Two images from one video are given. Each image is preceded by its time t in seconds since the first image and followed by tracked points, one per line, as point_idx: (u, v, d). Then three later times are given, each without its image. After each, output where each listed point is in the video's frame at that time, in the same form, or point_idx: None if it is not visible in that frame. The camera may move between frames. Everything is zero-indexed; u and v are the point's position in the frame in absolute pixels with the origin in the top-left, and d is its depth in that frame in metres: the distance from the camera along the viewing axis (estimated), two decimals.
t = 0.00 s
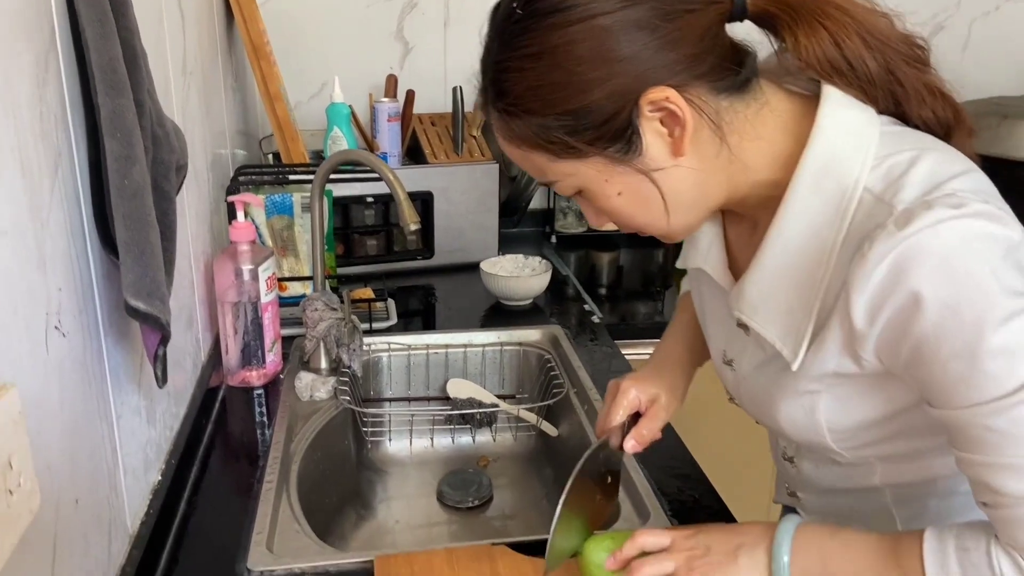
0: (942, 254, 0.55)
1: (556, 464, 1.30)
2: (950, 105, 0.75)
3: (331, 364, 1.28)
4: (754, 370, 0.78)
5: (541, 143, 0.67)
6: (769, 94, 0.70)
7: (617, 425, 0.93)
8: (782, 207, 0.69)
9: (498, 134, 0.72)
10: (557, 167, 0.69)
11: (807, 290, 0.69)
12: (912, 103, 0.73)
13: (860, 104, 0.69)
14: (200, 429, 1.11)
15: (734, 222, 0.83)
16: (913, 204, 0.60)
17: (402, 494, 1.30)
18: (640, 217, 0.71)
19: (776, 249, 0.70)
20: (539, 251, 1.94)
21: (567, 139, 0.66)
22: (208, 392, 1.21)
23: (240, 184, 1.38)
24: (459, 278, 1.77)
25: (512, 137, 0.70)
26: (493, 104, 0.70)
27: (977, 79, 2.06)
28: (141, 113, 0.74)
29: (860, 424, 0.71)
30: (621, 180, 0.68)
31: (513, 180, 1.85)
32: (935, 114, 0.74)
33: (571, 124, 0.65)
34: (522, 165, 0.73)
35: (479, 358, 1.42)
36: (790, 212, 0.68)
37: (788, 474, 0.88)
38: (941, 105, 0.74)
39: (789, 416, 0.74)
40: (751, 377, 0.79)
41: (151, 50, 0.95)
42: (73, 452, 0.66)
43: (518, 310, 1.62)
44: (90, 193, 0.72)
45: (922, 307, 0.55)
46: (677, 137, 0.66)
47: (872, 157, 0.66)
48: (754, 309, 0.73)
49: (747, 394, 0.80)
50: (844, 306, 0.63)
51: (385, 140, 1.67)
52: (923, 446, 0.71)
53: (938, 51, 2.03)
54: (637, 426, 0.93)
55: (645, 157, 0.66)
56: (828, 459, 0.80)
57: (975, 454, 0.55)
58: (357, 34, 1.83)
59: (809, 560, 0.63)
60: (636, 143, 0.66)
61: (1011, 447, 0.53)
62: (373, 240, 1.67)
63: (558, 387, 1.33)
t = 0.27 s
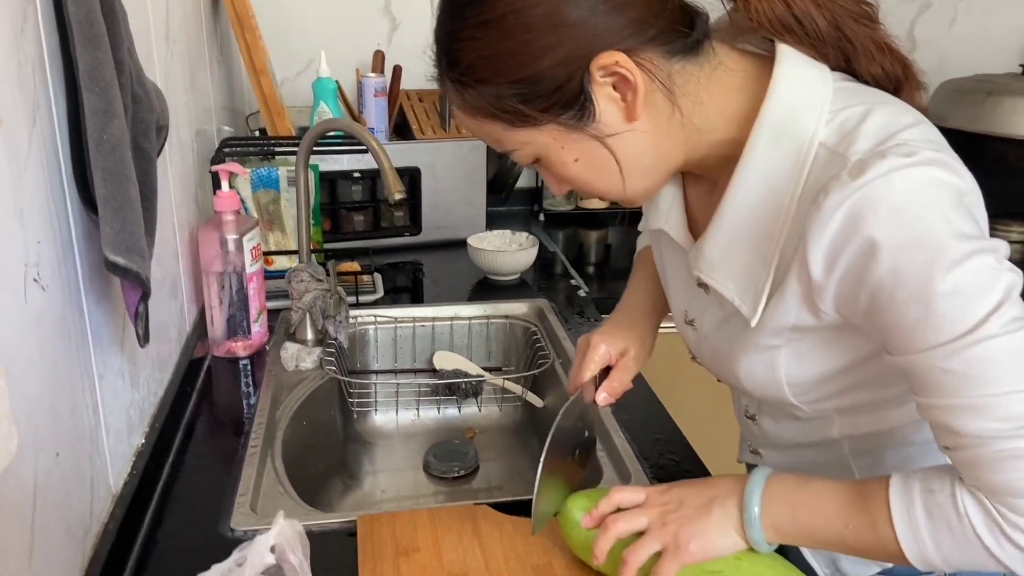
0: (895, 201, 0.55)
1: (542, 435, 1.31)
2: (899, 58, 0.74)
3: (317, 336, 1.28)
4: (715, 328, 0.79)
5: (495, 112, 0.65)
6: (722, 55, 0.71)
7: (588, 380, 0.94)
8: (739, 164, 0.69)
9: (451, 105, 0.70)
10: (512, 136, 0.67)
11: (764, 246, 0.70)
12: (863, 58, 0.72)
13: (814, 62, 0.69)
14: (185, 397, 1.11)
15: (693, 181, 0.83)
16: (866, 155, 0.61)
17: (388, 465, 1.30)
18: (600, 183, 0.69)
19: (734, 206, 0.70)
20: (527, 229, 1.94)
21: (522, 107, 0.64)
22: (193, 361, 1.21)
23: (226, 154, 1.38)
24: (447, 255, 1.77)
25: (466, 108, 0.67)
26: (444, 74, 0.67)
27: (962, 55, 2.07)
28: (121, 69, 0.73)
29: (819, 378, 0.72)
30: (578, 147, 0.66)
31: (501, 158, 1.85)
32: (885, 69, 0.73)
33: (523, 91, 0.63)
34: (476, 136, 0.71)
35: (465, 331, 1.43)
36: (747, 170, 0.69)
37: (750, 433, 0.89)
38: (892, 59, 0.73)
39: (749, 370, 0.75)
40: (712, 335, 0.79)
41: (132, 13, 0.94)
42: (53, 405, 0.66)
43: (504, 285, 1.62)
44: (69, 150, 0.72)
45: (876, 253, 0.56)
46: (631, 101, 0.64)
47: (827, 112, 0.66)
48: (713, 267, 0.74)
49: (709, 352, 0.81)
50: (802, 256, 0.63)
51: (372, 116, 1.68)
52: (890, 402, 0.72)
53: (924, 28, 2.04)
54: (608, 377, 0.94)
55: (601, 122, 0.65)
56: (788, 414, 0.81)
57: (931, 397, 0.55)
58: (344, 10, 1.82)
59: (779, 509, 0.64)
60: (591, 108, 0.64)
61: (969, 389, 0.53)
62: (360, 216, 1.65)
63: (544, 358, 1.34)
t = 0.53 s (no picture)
0: (859, 175, 0.56)
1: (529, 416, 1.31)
2: (863, 36, 0.75)
3: (303, 319, 1.28)
4: (686, 306, 0.80)
5: (461, 98, 0.65)
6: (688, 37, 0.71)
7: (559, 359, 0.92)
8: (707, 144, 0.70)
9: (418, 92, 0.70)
10: (479, 121, 0.67)
11: (732, 224, 0.70)
12: (825, 36, 0.73)
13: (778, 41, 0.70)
14: (172, 377, 1.11)
15: (663, 160, 0.84)
16: (831, 130, 0.61)
17: (375, 447, 1.31)
18: (567, 166, 0.70)
19: (702, 185, 0.71)
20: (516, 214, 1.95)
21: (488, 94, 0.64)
22: (180, 342, 1.21)
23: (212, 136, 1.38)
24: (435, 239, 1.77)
25: (432, 94, 0.68)
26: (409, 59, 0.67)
27: (948, 42, 2.08)
28: (102, 45, 0.73)
29: (786, 353, 0.73)
30: (545, 130, 0.67)
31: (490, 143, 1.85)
32: (847, 46, 0.74)
33: (489, 77, 0.63)
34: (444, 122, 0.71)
35: (452, 314, 1.43)
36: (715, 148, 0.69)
37: (721, 410, 0.90)
38: (855, 37, 0.74)
39: (720, 346, 0.76)
40: (684, 313, 0.80)
41: None
42: (36, 380, 0.67)
43: (492, 269, 1.63)
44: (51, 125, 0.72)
45: (840, 227, 0.56)
46: (596, 85, 0.65)
47: (792, 90, 0.67)
48: (682, 246, 0.74)
49: (681, 330, 0.82)
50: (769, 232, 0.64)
51: (361, 100, 1.68)
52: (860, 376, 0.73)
53: (910, 14, 2.05)
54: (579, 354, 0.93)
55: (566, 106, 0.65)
56: (759, 390, 0.82)
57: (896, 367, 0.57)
58: None
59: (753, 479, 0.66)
60: (557, 92, 0.65)
61: (932, 359, 0.54)
62: (348, 200, 1.65)
63: (530, 340, 1.35)
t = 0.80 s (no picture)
0: (857, 154, 0.57)
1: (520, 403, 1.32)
2: (856, 19, 0.76)
3: (297, 306, 1.29)
4: (681, 286, 0.80)
5: (462, 70, 0.66)
6: (690, 12, 0.71)
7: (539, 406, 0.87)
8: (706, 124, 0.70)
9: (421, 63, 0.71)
10: (479, 94, 0.68)
11: (731, 202, 0.71)
12: (820, 18, 0.74)
13: (779, 20, 0.71)
14: (165, 364, 1.12)
15: (661, 139, 0.84)
16: (830, 109, 0.62)
17: (369, 434, 1.31)
18: (566, 141, 0.71)
19: (700, 163, 0.71)
20: (508, 203, 1.95)
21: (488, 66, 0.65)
22: (173, 330, 1.21)
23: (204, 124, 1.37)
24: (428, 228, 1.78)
25: (435, 66, 0.69)
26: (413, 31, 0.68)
27: (940, 31, 2.09)
28: (94, 31, 0.74)
29: (780, 333, 0.74)
30: (544, 104, 0.68)
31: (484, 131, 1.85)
32: (842, 28, 0.74)
33: (489, 49, 0.64)
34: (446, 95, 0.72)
35: (445, 302, 1.44)
36: (714, 127, 0.69)
37: (711, 393, 0.91)
38: (848, 20, 0.75)
39: (713, 325, 0.77)
40: (678, 293, 0.81)
41: None
42: (30, 364, 0.67)
43: (485, 258, 1.63)
44: (42, 110, 0.72)
45: (836, 204, 0.57)
46: (595, 58, 0.65)
47: (792, 69, 0.68)
48: (680, 225, 0.75)
49: (675, 310, 0.83)
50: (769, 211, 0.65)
51: (353, 88, 1.68)
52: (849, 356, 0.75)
53: (902, 4, 2.05)
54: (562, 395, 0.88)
55: (566, 79, 0.66)
56: (750, 371, 0.83)
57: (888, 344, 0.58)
58: None
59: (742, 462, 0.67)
60: (556, 65, 0.65)
61: (924, 336, 0.55)
62: (341, 188, 1.65)
63: (522, 328, 1.35)
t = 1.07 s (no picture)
0: (881, 147, 0.58)
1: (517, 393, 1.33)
2: (879, 9, 0.77)
3: (295, 297, 1.30)
4: (690, 266, 0.81)
5: (495, 26, 0.64)
6: None
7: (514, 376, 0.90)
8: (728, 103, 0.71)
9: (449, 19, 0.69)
10: (510, 53, 0.66)
11: (747, 183, 0.71)
12: (841, 4, 0.76)
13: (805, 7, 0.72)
14: (163, 354, 1.12)
15: (679, 119, 0.85)
16: (852, 100, 0.63)
17: (366, 424, 1.32)
18: (593, 106, 0.69)
19: (720, 142, 0.72)
20: (505, 195, 1.95)
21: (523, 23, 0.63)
22: (171, 320, 1.21)
23: (202, 115, 1.37)
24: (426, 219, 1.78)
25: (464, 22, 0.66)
26: None
27: (936, 25, 2.09)
28: (93, 22, 0.74)
29: (789, 317, 0.75)
30: (577, 65, 0.66)
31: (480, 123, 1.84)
32: (863, 16, 0.75)
33: (526, 5, 0.62)
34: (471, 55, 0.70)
35: (443, 293, 1.45)
36: (736, 107, 0.70)
37: (712, 378, 0.92)
38: (871, 9, 0.76)
39: (721, 306, 0.78)
40: (687, 273, 0.81)
41: None
42: (31, 352, 0.68)
43: (482, 249, 1.64)
44: (42, 99, 0.72)
45: (858, 195, 0.58)
46: (629, 22, 0.65)
47: (814, 55, 0.69)
48: (694, 204, 0.75)
49: (683, 290, 0.83)
50: (788, 199, 0.66)
51: (350, 79, 1.68)
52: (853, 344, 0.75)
53: None
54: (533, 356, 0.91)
55: (600, 40, 0.65)
56: (752, 354, 0.83)
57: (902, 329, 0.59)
58: None
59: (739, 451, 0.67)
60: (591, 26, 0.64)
61: (943, 322, 0.57)
62: (339, 180, 1.65)
63: (520, 319, 1.36)
